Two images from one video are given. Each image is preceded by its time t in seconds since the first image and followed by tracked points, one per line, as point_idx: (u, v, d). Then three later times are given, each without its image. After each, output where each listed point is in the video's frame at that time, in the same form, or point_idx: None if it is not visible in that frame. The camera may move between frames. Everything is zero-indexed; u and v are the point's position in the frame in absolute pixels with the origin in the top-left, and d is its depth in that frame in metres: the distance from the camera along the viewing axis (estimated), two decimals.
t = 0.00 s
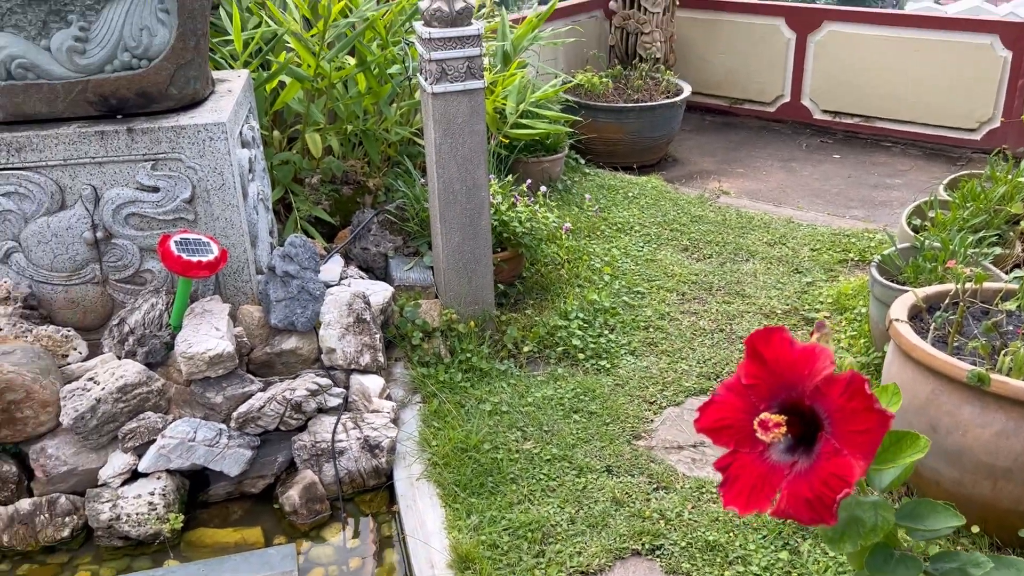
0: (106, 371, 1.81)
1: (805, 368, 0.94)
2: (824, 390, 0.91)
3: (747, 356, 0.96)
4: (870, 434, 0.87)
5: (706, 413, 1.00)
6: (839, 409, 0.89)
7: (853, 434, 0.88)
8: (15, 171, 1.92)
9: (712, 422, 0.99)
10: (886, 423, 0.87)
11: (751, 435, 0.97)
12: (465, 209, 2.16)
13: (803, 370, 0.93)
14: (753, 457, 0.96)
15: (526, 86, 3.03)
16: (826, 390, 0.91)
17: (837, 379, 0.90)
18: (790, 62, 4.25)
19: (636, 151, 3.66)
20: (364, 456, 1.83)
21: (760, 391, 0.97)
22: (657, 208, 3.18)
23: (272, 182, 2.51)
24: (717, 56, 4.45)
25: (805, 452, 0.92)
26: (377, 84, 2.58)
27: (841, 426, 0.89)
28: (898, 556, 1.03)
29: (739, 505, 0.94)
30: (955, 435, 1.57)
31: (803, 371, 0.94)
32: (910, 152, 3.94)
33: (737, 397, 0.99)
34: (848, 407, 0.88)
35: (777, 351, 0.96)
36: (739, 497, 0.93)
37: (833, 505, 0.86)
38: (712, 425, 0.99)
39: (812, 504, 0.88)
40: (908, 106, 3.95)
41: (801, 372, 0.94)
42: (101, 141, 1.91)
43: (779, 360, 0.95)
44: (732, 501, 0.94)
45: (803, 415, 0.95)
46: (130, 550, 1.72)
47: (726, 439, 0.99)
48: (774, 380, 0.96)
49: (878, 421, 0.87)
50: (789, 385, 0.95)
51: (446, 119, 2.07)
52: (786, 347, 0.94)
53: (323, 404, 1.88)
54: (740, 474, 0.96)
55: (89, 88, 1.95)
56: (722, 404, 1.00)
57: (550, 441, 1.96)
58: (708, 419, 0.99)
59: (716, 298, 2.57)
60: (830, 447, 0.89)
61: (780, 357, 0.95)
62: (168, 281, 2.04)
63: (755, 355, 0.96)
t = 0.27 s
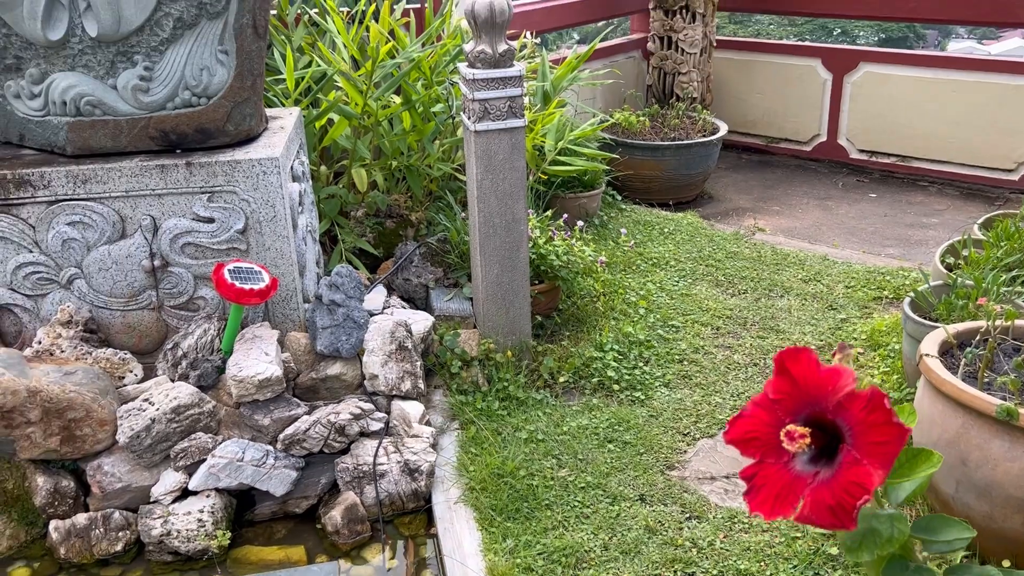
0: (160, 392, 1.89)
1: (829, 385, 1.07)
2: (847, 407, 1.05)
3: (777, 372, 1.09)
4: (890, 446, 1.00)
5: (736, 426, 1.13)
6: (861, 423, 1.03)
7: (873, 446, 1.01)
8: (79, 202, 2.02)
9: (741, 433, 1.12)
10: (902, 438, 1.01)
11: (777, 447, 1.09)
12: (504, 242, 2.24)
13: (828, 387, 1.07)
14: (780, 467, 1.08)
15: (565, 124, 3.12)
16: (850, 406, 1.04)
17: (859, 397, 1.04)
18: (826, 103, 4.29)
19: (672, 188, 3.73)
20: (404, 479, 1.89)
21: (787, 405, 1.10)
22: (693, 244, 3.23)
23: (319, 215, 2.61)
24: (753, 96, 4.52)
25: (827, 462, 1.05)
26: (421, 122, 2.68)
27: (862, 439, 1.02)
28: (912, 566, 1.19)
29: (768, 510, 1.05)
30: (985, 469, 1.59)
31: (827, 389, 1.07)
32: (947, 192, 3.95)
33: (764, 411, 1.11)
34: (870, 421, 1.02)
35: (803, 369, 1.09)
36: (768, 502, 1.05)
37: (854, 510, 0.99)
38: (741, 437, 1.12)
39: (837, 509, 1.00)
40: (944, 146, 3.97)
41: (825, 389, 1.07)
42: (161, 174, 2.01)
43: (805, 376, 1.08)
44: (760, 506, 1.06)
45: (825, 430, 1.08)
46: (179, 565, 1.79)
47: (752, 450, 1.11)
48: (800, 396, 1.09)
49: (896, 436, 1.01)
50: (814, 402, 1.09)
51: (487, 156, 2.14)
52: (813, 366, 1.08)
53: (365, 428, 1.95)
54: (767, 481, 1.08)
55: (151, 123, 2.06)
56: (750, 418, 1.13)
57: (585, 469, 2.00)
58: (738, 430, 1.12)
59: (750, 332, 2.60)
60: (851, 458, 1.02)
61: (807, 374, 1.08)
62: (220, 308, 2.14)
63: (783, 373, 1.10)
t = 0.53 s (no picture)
0: (204, 412, 1.98)
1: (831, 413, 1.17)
2: (849, 433, 1.14)
3: (783, 401, 1.19)
4: (888, 472, 1.10)
5: (747, 449, 1.23)
6: (862, 451, 1.12)
7: (874, 471, 1.11)
8: (131, 230, 2.13)
9: (751, 457, 1.22)
10: (901, 465, 1.11)
11: (785, 470, 1.19)
12: (535, 273, 2.31)
13: (832, 414, 1.17)
14: (788, 489, 1.18)
15: (596, 160, 3.20)
16: (852, 433, 1.14)
17: (859, 424, 1.14)
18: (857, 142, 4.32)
19: (702, 224, 3.79)
20: (435, 500, 1.95)
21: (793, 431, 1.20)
22: (722, 279, 3.27)
23: (357, 245, 2.70)
24: (783, 135, 4.57)
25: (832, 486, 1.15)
26: (457, 156, 2.78)
27: (863, 465, 1.12)
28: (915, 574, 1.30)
29: (778, 531, 1.15)
30: (1005, 500, 1.61)
31: (830, 416, 1.17)
32: (978, 231, 3.97)
33: (772, 435, 1.22)
34: (870, 449, 1.11)
35: (808, 396, 1.19)
36: (778, 523, 1.15)
37: (857, 533, 1.09)
38: (751, 460, 1.22)
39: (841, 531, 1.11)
40: (975, 186, 4.00)
41: (828, 417, 1.17)
42: (209, 204, 2.11)
43: (810, 404, 1.18)
44: (770, 526, 1.17)
45: (829, 453, 1.18)
46: None
47: (762, 472, 1.22)
48: (805, 422, 1.19)
49: (894, 462, 1.10)
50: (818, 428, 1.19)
51: (521, 189, 2.22)
52: (817, 395, 1.18)
53: (398, 450, 2.01)
54: (776, 501, 1.18)
55: (201, 156, 2.16)
56: (760, 442, 1.23)
57: (612, 496, 2.05)
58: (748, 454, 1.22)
59: (777, 365, 2.64)
60: (854, 482, 1.13)
61: (811, 402, 1.18)
62: (261, 332, 2.21)
63: (789, 401, 1.20)
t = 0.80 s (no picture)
0: (240, 434, 2.06)
1: (827, 417, 1.25)
2: (843, 435, 1.22)
3: (781, 407, 1.27)
4: (877, 468, 1.17)
5: (748, 452, 1.30)
6: (854, 450, 1.20)
7: (865, 469, 1.18)
8: (176, 258, 2.23)
9: (751, 459, 1.29)
10: (887, 462, 1.17)
11: (783, 471, 1.26)
12: (561, 304, 2.39)
13: (827, 418, 1.24)
14: (785, 488, 1.25)
15: (624, 197, 3.27)
16: (845, 434, 1.21)
17: (852, 426, 1.21)
18: (885, 181, 4.37)
19: (729, 260, 3.84)
20: (460, 523, 2.01)
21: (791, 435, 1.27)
22: (747, 314, 3.31)
23: (390, 276, 2.79)
24: (811, 174, 4.63)
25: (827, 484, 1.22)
26: (487, 192, 2.87)
27: (854, 463, 1.19)
28: None
29: (773, 525, 1.21)
30: (1018, 533, 1.64)
31: (825, 420, 1.25)
32: (1006, 271, 3.98)
33: (771, 439, 1.29)
34: (861, 447, 1.19)
35: (805, 403, 1.27)
36: (774, 518, 1.21)
37: (846, 524, 1.15)
38: (752, 462, 1.29)
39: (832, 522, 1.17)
40: (1004, 226, 4.02)
41: (824, 420, 1.24)
42: (250, 235, 2.21)
43: (807, 409, 1.26)
44: (766, 521, 1.23)
45: (824, 456, 1.25)
46: None
47: (762, 474, 1.28)
48: (803, 427, 1.27)
49: (883, 460, 1.18)
50: (815, 432, 1.26)
51: (548, 224, 2.31)
52: (814, 401, 1.25)
53: (425, 474, 2.07)
54: (773, 500, 1.24)
55: (244, 189, 2.26)
56: (760, 446, 1.30)
57: (633, 524, 2.09)
58: (749, 456, 1.29)
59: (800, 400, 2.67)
60: (845, 479, 1.19)
61: (808, 407, 1.26)
62: (296, 358, 2.30)
63: (787, 407, 1.27)
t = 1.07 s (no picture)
0: (279, 454, 2.14)
1: (829, 434, 1.28)
2: (844, 452, 1.26)
3: (784, 426, 1.31)
4: (876, 481, 1.20)
5: (755, 469, 1.34)
6: (854, 465, 1.23)
7: (865, 482, 1.22)
8: (221, 284, 2.33)
9: (758, 475, 1.32)
10: (886, 475, 1.21)
11: (788, 487, 1.29)
12: (589, 333, 2.46)
13: (829, 435, 1.28)
14: (791, 502, 1.28)
15: (654, 230, 3.34)
16: (845, 450, 1.25)
17: (852, 442, 1.25)
18: (916, 218, 4.39)
19: (759, 294, 3.88)
20: (489, 544, 2.06)
21: (795, 452, 1.31)
22: (777, 347, 3.34)
23: (424, 305, 2.88)
24: (843, 210, 4.66)
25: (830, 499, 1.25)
26: (520, 224, 2.96)
27: (854, 477, 1.23)
28: None
29: (779, 538, 1.25)
30: None
31: (827, 438, 1.28)
32: None
33: (777, 457, 1.32)
34: (861, 462, 1.22)
35: (807, 420, 1.31)
36: (780, 531, 1.24)
37: (848, 535, 1.19)
38: (759, 478, 1.32)
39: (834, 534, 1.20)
40: None
41: (826, 438, 1.28)
42: (292, 263, 2.31)
43: (809, 427, 1.30)
44: (772, 535, 1.26)
45: (828, 472, 1.29)
46: None
47: (769, 490, 1.32)
48: (805, 444, 1.30)
49: (882, 473, 1.21)
50: (817, 449, 1.30)
51: (578, 255, 2.39)
52: (814, 419, 1.29)
53: (456, 496, 2.12)
54: (780, 514, 1.28)
55: (286, 219, 2.36)
56: (767, 462, 1.33)
57: (658, 549, 2.13)
58: (756, 473, 1.32)
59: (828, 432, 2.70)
60: (846, 493, 1.23)
61: (810, 425, 1.30)
62: (333, 382, 2.38)
63: (791, 425, 1.31)
